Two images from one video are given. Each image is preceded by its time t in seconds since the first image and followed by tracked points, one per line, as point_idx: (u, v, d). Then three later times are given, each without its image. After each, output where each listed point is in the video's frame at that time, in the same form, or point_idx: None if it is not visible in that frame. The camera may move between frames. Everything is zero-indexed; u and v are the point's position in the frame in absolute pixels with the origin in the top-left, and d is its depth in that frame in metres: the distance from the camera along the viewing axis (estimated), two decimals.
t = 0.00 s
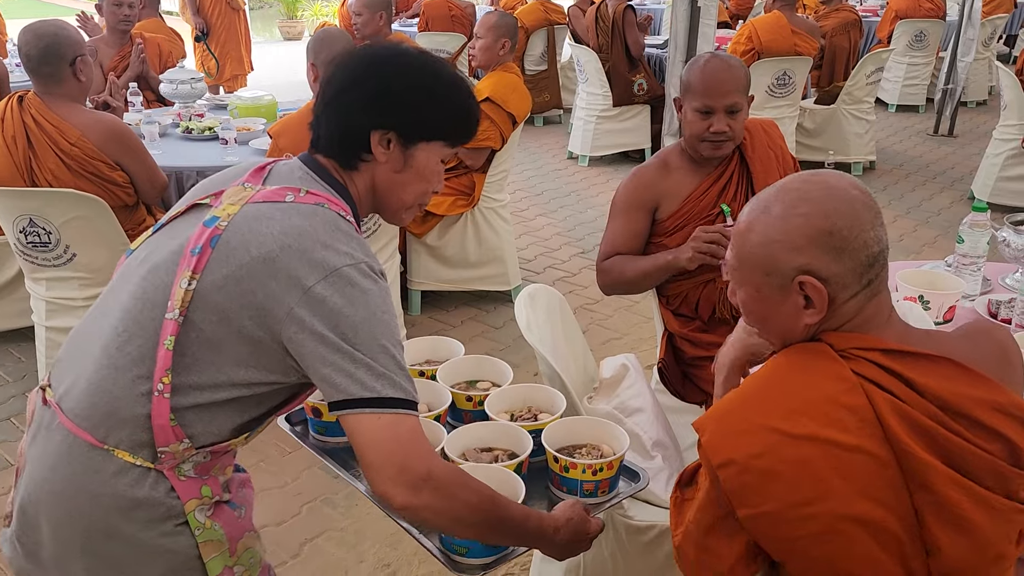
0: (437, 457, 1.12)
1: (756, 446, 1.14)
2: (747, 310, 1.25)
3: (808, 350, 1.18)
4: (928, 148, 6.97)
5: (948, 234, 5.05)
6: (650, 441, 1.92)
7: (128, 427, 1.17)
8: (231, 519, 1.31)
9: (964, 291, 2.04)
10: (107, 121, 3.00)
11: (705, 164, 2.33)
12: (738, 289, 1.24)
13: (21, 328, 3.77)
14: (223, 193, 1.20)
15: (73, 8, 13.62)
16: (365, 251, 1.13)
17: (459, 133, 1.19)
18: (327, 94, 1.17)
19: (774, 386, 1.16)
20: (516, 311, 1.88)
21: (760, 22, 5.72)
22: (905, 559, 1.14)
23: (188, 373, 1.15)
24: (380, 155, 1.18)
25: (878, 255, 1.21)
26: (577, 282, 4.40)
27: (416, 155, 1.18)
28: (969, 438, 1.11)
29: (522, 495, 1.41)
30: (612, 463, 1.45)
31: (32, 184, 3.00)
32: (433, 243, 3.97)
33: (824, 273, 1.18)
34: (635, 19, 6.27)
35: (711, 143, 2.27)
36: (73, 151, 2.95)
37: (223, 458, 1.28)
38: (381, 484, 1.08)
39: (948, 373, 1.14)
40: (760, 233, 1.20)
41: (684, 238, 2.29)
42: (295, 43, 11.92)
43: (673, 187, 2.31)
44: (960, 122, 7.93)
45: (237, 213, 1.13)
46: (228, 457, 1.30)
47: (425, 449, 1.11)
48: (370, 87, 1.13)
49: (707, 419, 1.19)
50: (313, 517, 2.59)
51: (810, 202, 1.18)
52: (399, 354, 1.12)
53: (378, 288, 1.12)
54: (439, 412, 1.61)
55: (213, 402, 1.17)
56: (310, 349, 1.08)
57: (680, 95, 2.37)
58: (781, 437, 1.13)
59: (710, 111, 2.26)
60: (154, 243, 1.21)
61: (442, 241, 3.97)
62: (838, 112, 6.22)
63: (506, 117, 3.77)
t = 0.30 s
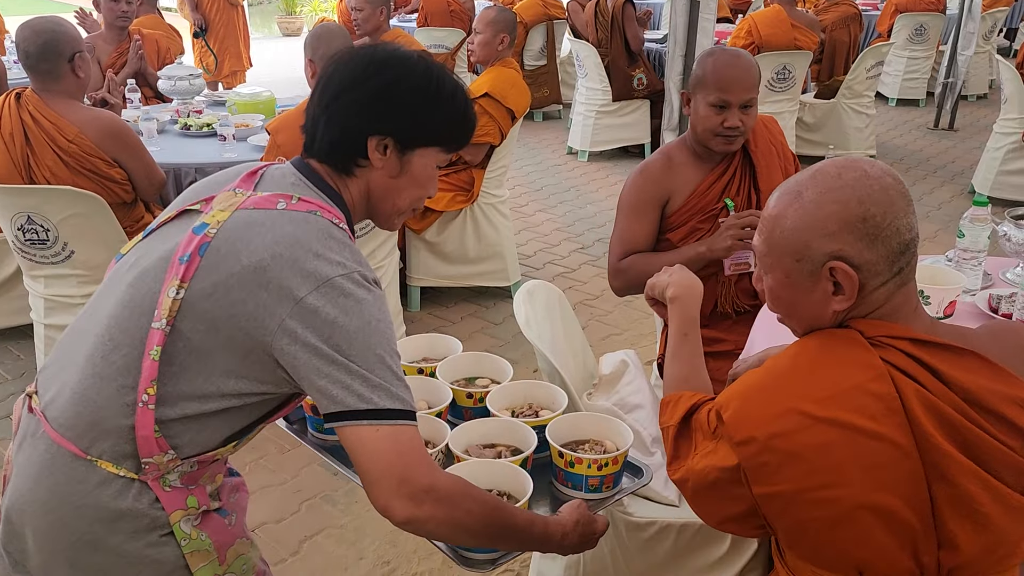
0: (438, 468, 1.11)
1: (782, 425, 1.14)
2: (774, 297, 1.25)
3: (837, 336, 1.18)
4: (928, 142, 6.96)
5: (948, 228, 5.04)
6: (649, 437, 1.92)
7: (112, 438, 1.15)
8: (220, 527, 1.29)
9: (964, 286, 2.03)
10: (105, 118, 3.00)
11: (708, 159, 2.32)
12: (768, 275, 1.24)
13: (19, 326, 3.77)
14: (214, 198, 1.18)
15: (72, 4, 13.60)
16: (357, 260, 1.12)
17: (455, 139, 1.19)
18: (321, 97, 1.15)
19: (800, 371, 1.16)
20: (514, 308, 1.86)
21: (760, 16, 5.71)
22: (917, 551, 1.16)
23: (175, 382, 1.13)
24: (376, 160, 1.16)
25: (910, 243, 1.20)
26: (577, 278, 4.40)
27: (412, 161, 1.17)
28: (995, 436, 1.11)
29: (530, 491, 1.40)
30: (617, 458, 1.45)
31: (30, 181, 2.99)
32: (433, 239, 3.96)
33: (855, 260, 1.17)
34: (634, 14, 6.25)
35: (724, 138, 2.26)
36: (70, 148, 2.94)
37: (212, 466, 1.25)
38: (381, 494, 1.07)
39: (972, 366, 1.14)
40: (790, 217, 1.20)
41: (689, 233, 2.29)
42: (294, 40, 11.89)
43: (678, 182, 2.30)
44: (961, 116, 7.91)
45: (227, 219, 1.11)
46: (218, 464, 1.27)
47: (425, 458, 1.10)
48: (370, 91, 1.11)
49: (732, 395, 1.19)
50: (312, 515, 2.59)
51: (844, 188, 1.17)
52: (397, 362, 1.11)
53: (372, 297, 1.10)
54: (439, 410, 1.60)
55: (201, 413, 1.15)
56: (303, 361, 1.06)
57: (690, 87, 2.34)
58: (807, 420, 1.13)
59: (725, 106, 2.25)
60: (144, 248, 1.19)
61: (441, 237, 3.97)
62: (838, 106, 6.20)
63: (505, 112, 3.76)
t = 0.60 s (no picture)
0: (434, 480, 1.11)
1: (797, 407, 1.13)
2: (795, 284, 1.25)
3: (856, 324, 1.17)
4: (931, 138, 6.93)
5: (952, 224, 5.02)
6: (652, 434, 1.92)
7: (100, 444, 1.14)
8: (213, 531, 1.28)
9: (968, 281, 2.03)
10: (105, 115, 2.99)
11: (713, 155, 2.31)
12: (790, 262, 1.24)
13: (21, 323, 3.77)
14: (209, 204, 1.17)
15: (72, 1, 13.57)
16: (353, 268, 1.11)
17: (454, 144, 1.18)
18: (317, 104, 1.14)
19: (822, 358, 1.14)
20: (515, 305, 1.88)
21: (762, 11, 5.69)
22: (934, 544, 1.16)
23: (167, 389, 1.12)
24: (373, 168, 1.15)
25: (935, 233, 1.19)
26: (579, 274, 4.39)
27: (410, 166, 1.16)
28: (1013, 427, 1.10)
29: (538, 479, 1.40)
30: (620, 442, 1.44)
31: (31, 178, 2.99)
32: (434, 236, 3.96)
33: (877, 249, 1.17)
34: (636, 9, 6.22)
35: (726, 134, 2.25)
36: (71, 145, 2.94)
37: (204, 471, 1.24)
38: (379, 510, 1.07)
39: (991, 358, 1.13)
40: (812, 204, 1.19)
41: (694, 228, 2.28)
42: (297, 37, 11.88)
43: (685, 178, 2.29)
44: (964, 111, 7.88)
45: (221, 226, 1.10)
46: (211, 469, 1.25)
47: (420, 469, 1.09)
48: (370, 96, 1.10)
49: (749, 376, 1.17)
50: (312, 512, 2.59)
51: (869, 177, 1.17)
52: (393, 372, 1.10)
53: (368, 307, 1.09)
54: (439, 404, 1.59)
55: (194, 420, 1.14)
56: (298, 372, 1.06)
57: (696, 82, 2.34)
58: (823, 404, 1.12)
59: (728, 101, 2.24)
60: (138, 252, 1.18)
61: (443, 234, 3.96)
62: (841, 101, 6.18)
63: (506, 108, 3.75)
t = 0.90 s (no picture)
0: (430, 494, 1.11)
1: (791, 396, 1.13)
2: (794, 279, 1.25)
3: (851, 317, 1.17)
4: (938, 134, 6.90)
5: (959, 220, 5.00)
6: (657, 433, 1.91)
7: (97, 454, 1.14)
8: (213, 532, 1.26)
9: (976, 279, 2.01)
10: (109, 112, 3.00)
11: (719, 151, 2.30)
12: (788, 256, 1.24)
13: (26, 319, 3.78)
14: (210, 213, 1.16)
15: None
16: (352, 282, 1.10)
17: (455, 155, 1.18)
18: (320, 113, 1.13)
19: (818, 348, 1.15)
20: (520, 302, 1.87)
21: (769, 6, 5.66)
22: (932, 538, 1.16)
23: (165, 401, 1.11)
24: (375, 179, 1.15)
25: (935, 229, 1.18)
26: (584, 271, 4.38)
27: (412, 179, 1.16)
28: (1011, 424, 1.11)
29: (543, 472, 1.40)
30: (621, 435, 1.44)
31: (35, 175, 2.99)
32: (438, 233, 3.96)
33: (871, 243, 1.16)
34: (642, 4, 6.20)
35: (728, 130, 2.24)
36: (76, 141, 2.94)
37: (203, 476, 1.22)
38: (374, 527, 1.07)
39: (990, 353, 1.13)
40: (810, 199, 1.19)
41: (699, 225, 2.27)
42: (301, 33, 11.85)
43: (691, 174, 2.28)
44: (971, 107, 7.85)
45: (223, 238, 1.09)
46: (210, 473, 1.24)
47: (416, 480, 1.09)
48: (374, 107, 1.09)
49: (744, 361, 1.18)
50: (316, 508, 2.59)
51: (866, 172, 1.16)
52: (392, 388, 1.10)
53: (369, 322, 1.09)
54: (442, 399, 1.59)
55: (192, 431, 1.13)
56: (297, 386, 1.05)
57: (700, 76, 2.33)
58: (815, 392, 1.13)
59: (729, 96, 2.23)
60: (138, 261, 1.17)
61: (447, 230, 3.96)
62: (847, 97, 6.15)
63: (511, 104, 3.75)
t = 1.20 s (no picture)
0: (439, 496, 1.11)
1: (783, 390, 1.14)
2: (790, 274, 1.24)
3: (844, 311, 1.17)
4: (946, 131, 6.88)
5: (967, 217, 4.98)
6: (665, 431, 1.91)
7: (98, 464, 1.14)
8: (219, 532, 1.25)
9: (986, 277, 1.99)
10: (115, 108, 3.00)
11: (726, 148, 2.29)
12: (782, 251, 1.24)
13: (32, 316, 3.78)
14: (208, 223, 1.16)
15: None
16: (351, 288, 1.10)
17: (453, 166, 1.17)
18: (325, 119, 1.11)
19: (808, 341, 1.15)
20: (527, 299, 1.87)
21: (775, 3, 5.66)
22: (928, 532, 1.15)
23: (166, 410, 1.11)
24: (375, 187, 1.14)
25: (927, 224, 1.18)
26: (590, 268, 4.37)
27: (412, 187, 1.15)
28: (1010, 420, 1.10)
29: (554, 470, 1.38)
30: (633, 436, 1.43)
31: (42, 172, 2.99)
32: (444, 230, 3.95)
33: (860, 238, 1.16)
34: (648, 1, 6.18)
35: (735, 127, 2.23)
36: (82, 138, 2.94)
37: (206, 481, 1.22)
38: (384, 529, 1.07)
39: (982, 347, 1.12)
40: (802, 196, 1.19)
41: (706, 222, 2.26)
42: (306, 30, 11.82)
43: (697, 171, 2.28)
44: (979, 104, 7.81)
45: (221, 247, 1.08)
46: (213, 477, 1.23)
47: (423, 483, 1.09)
48: (380, 116, 1.08)
49: (738, 357, 1.18)
50: (323, 506, 2.59)
51: (855, 168, 1.16)
52: (395, 392, 1.09)
53: (369, 327, 1.08)
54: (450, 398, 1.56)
55: (193, 440, 1.13)
56: (298, 394, 1.05)
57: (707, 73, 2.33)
58: (804, 385, 1.13)
59: (735, 93, 2.22)
60: (137, 270, 1.17)
61: (453, 228, 3.95)
62: (854, 94, 6.13)
63: (517, 101, 3.74)
